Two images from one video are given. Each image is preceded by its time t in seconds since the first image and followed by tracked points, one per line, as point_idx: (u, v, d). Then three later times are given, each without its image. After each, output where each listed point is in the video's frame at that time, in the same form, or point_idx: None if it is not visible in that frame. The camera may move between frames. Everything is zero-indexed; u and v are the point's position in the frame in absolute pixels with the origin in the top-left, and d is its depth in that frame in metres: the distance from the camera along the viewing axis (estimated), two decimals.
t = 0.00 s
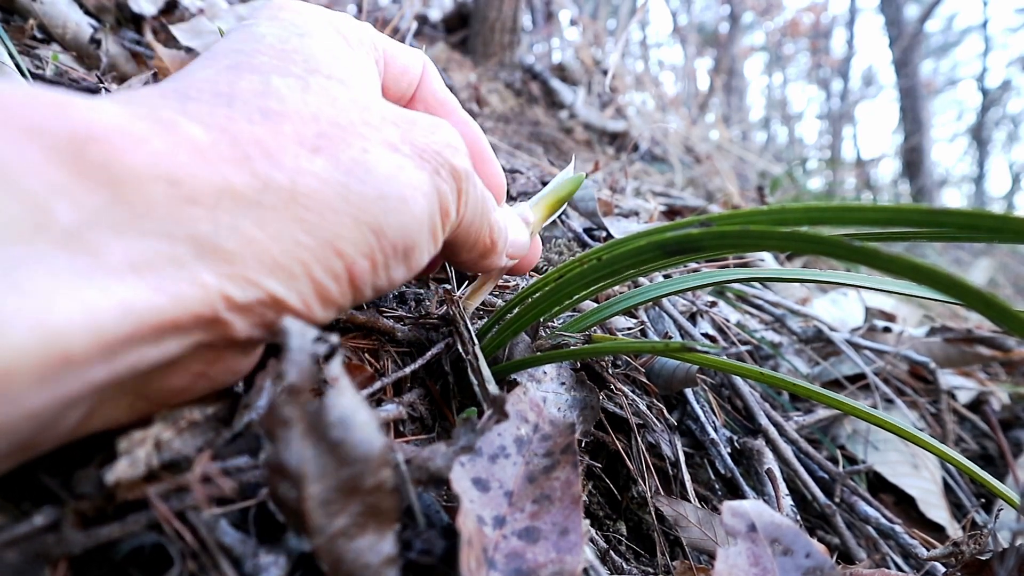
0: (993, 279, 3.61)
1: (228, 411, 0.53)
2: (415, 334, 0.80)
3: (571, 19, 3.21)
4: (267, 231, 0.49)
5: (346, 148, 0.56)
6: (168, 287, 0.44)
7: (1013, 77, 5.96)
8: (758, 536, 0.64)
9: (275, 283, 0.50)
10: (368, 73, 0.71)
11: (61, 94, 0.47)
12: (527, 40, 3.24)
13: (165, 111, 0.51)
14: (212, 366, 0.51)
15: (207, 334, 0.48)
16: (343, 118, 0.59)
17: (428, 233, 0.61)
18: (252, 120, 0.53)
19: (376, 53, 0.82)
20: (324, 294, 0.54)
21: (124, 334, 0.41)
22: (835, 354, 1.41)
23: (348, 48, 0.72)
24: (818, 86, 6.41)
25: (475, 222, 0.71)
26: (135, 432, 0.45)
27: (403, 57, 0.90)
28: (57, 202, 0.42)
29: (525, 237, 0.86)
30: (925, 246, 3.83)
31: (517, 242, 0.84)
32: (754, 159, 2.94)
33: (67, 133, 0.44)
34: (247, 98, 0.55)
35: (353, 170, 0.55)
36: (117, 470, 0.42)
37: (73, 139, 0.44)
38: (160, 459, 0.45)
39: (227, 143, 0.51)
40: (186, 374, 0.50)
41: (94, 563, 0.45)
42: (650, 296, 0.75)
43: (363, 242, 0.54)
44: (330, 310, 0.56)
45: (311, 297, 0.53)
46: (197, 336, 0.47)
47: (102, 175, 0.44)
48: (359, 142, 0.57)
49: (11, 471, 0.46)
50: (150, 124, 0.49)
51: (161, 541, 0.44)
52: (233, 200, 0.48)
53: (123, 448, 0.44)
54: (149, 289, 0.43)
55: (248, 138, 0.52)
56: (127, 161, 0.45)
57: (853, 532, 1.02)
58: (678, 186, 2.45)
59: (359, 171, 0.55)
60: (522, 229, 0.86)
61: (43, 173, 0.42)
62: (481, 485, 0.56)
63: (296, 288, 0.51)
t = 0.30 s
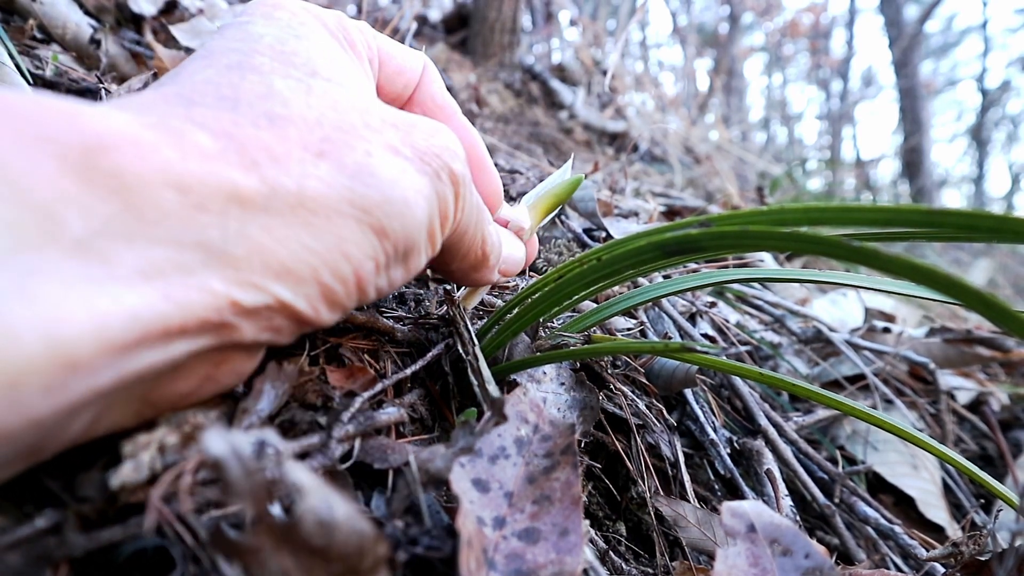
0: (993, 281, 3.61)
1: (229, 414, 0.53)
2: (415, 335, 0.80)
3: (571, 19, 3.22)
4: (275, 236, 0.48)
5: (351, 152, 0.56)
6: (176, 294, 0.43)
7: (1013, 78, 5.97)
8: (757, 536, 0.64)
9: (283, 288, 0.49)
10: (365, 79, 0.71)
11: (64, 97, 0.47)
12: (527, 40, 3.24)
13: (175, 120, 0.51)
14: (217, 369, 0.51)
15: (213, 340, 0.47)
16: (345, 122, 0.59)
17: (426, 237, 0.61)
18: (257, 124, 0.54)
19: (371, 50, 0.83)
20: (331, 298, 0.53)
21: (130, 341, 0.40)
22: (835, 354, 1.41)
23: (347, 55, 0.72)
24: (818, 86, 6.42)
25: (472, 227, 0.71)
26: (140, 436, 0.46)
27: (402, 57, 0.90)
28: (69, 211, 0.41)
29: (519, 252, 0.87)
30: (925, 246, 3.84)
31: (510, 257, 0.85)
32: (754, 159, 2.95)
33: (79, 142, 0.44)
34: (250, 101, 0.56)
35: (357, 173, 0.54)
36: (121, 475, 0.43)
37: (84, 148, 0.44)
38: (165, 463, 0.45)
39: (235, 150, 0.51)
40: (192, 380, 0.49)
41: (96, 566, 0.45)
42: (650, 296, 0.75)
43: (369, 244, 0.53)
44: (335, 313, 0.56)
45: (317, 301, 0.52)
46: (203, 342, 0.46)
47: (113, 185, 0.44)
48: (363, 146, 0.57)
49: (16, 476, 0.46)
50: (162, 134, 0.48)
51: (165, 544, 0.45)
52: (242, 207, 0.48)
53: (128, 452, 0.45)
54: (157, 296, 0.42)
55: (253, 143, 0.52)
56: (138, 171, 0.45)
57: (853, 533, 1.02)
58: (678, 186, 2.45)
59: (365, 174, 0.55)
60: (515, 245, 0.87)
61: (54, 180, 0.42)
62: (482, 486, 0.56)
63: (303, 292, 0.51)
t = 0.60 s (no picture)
0: (993, 282, 3.60)
1: (230, 416, 0.53)
2: (415, 335, 0.80)
3: (571, 20, 3.22)
4: (279, 240, 0.48)
5: (353, 154, 0.56)
6: (182, 298, 0.43)
7: (1013, 78, 5.96)
8: (757, 537, 0.63)
9: (287, 291, 0.49)
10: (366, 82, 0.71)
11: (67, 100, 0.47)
12: (527, 40, 3.24)
13: (178, 123, 0.50)
14: (220, 374, 0.50)
15: (218, 344, 0.47)
16: (348, 124, 0.59)
17: (427, 240, 0.61)
18: (260, 127, 0.54)
19: (369, 50, 0.82)
20: (333, 300, 0.53)
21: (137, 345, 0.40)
22: (835, 355, 1.41)
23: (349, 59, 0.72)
24: (818, 87, 6.42)
25: (473, 229, 0.71)
26: (142, 439, 0.46)
27: (403, 60, 0.90)
28: (76, 215, 0.41)
29: (521, 256, 0.88)
30: (925, 246, 3.83)
31: (511, 261, 0.85)
32: (754, 159, 2.95)
33: (84, 146, 0.43)
34: (253, 103, 0.56)
35: (360, 175, 0.54)
36: (123, 478, 0.44)
37: (90, 151, 0.44)
38: (167, 465, 0.45)
39: (238, 153, 0.51)
40: (197, 385, 0.49)
41: (97, 569, 0.44)
42: (649, 297, 0.75)
43: (371, 246, 0.53)
44: (337, 315, 0.55)
45: (320, 304, 0.52)
46: (208, 347, 0.46)
47: (119, 189, 0.43)
48: (365, 148, 0.57)
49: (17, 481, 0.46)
50: (167, 138, 0.48)
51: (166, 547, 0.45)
52: (246, 210, 0.48)
53: (131, 455, 0.45)
54: (163, 299, 0.42)
55: (257, 146, 0.52)
56: (144, 175, 0.45)
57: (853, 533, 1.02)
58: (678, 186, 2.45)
59: (368, 176, 0.55)
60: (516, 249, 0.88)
61: (61, 183, 0.41)
62: (482, 487, 0.56)
63: (308, 295, 0.51)
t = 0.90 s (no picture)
0: (993, 282, 3.60)
1: (231, 417, 0.53)
2: (415, 335, 0.80)
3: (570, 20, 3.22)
4: (280, 242, 0.48)
5: (355, 157, 0.56)
6: (184, 300, 0.43)
7: (1013, 78, 5.96)
8: (757, 537, 0.63)
9: (289, 293, 0.49)
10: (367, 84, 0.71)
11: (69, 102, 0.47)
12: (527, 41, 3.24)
13: (181, 126, 0.50)
14: (221, 376, 0.50)
15: (219, 346, 0.47)
16: (350, 127, 0.59)
17: (428, 242, 0.61)
18: (262, 130, 0.54)
19: (370, 53, 0.82)
20: (335, 302, 0.53)
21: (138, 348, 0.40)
22: (835, 355, 1.41)
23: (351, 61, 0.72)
24: (818, 87, 6.42)
25: (474, 232, 0.71)
26: (144, 441, 0.46)
27: (404, 64, 0.90)
28: (80, 217, 0.41)
29: (524, 258, 0.88)
30: (925, 246, 3.83)
31: (513, 264, 0.85)
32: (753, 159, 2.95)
33: (87, 148, 0.43)
34: (254, 106, 0.56)
35: (361, 177, 0.54)
36: (125, 480, 0.43)
37: (94, 153, 0.44)
38: (168, 467, 0.45)
39: (240, 156, 0.51)
40: (198, 387, 0.49)
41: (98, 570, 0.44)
42: (649, 297, 0.75)
43: (372, 248, 0.53)
44: (338, 317, 0.55)
45: (321, 306, 0.52)
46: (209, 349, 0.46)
47: (123, 191, 0.43)
48: (367, 151, 0.57)
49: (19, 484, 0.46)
50: (169, 141, 0.48)
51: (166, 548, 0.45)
52: (248, 213, 0.48)
53: (132, 456, 0.45)
54: (164, 302, 0.42)
55: (259, 150, 0.52)
56: (148, 177, 0.45)
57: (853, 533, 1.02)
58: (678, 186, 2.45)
59: (369, 178, 0.55)
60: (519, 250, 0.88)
61: (66, 186, 0.41)
62: (482, 488, 0.57)
63: (309, 297, 0.51)
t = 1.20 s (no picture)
0: (993, 282, 3.60)
1: (232, 419, 0.54)
2: (415, 336, 0.80)
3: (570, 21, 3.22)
4: (283, 245, 0.49)
5: (357, 159, 0.56)
6: (187, 303, 0.43)
7: (1012, 78, 5.96)
8: (756, 537, 0.63)
9: (291, 296, 0.49)
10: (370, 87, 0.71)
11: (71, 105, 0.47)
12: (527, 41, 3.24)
13: (183, 130, 0.51)
14: (222, 380, 0.50)
15: (221, 349, 0.47)
16: (352, 130, 0.59)
17: (429, 244, 0.61)
18: (265, 133, 0.54)
19: (371, 55, 0.82)
20: (336, 306, 0.53)
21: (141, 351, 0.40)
22: (835, 355, 1.41)
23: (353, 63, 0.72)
24: (818, 87, 6.42)
25: (475, 234, 0.71)
26: (146, 442, 0.46)
27: (404, 66, 0.90)
28: (84, 219, 0.41)
29: (526, 260, 0.88)
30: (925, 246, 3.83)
31: (514, 265, 0.85)
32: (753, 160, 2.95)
33: (90, 150, 0.43)
34: (257, 109, 0.56)
35: (363, 180, 0.54)
36: (127, 481, 0.44)
37: (97, 155, 0.44)
38: (169, 469, 0.45)
39: (243, 159, 0.51)
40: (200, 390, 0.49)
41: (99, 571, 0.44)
42: (649, 297, 0.75)
43: (374, 251, 0.53)
44: (340, 321, 0.55)
45: (323, 309, 0.52)
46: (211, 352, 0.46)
47: (126, 194, 0.43)
48: (369, 153, 0.57)
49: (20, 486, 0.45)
50: (172, 144, 0.48)
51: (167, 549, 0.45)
52: (251, 217, 0.48)
53: (133, 458, 0.45)
54: (167, 305, 0.42)
55: (262, 153, 0.52)
56: (152, 180, 0.45)
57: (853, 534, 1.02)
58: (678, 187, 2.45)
59: (371, 181, 0.55)
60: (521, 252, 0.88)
61: (69, 189, 0.41)
62: (481, 488, 0.57)
63: (312, 300, 0.51)
